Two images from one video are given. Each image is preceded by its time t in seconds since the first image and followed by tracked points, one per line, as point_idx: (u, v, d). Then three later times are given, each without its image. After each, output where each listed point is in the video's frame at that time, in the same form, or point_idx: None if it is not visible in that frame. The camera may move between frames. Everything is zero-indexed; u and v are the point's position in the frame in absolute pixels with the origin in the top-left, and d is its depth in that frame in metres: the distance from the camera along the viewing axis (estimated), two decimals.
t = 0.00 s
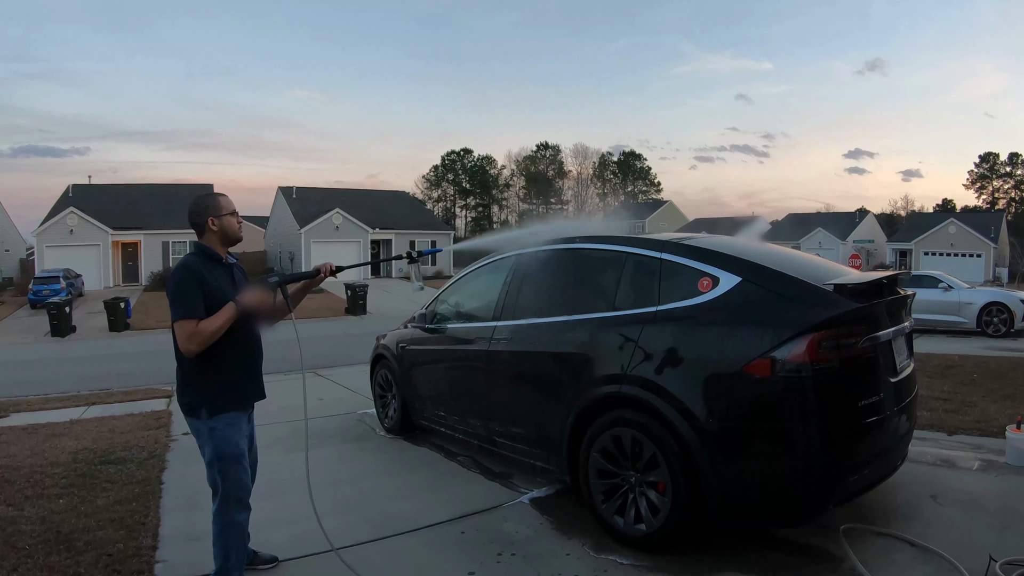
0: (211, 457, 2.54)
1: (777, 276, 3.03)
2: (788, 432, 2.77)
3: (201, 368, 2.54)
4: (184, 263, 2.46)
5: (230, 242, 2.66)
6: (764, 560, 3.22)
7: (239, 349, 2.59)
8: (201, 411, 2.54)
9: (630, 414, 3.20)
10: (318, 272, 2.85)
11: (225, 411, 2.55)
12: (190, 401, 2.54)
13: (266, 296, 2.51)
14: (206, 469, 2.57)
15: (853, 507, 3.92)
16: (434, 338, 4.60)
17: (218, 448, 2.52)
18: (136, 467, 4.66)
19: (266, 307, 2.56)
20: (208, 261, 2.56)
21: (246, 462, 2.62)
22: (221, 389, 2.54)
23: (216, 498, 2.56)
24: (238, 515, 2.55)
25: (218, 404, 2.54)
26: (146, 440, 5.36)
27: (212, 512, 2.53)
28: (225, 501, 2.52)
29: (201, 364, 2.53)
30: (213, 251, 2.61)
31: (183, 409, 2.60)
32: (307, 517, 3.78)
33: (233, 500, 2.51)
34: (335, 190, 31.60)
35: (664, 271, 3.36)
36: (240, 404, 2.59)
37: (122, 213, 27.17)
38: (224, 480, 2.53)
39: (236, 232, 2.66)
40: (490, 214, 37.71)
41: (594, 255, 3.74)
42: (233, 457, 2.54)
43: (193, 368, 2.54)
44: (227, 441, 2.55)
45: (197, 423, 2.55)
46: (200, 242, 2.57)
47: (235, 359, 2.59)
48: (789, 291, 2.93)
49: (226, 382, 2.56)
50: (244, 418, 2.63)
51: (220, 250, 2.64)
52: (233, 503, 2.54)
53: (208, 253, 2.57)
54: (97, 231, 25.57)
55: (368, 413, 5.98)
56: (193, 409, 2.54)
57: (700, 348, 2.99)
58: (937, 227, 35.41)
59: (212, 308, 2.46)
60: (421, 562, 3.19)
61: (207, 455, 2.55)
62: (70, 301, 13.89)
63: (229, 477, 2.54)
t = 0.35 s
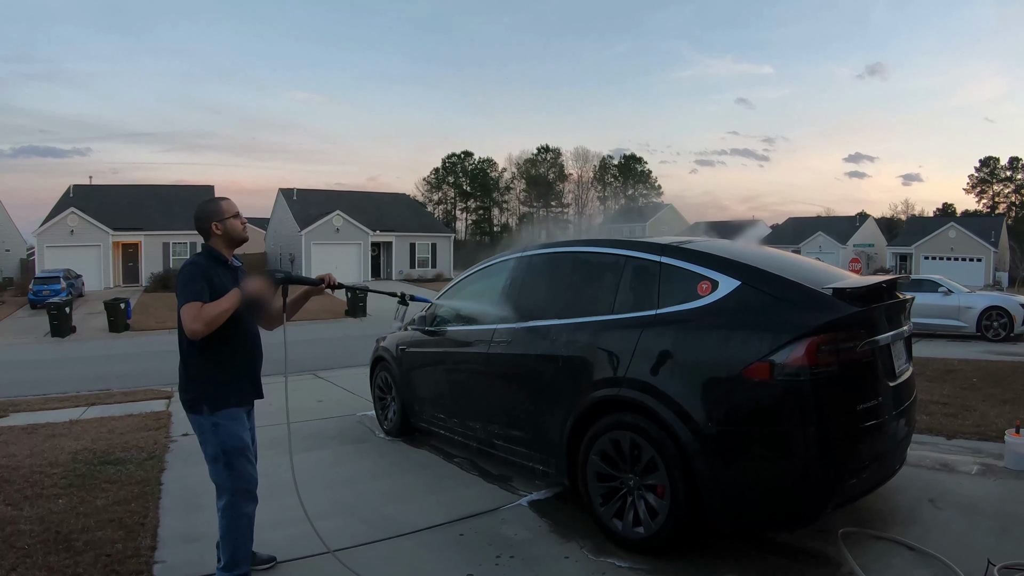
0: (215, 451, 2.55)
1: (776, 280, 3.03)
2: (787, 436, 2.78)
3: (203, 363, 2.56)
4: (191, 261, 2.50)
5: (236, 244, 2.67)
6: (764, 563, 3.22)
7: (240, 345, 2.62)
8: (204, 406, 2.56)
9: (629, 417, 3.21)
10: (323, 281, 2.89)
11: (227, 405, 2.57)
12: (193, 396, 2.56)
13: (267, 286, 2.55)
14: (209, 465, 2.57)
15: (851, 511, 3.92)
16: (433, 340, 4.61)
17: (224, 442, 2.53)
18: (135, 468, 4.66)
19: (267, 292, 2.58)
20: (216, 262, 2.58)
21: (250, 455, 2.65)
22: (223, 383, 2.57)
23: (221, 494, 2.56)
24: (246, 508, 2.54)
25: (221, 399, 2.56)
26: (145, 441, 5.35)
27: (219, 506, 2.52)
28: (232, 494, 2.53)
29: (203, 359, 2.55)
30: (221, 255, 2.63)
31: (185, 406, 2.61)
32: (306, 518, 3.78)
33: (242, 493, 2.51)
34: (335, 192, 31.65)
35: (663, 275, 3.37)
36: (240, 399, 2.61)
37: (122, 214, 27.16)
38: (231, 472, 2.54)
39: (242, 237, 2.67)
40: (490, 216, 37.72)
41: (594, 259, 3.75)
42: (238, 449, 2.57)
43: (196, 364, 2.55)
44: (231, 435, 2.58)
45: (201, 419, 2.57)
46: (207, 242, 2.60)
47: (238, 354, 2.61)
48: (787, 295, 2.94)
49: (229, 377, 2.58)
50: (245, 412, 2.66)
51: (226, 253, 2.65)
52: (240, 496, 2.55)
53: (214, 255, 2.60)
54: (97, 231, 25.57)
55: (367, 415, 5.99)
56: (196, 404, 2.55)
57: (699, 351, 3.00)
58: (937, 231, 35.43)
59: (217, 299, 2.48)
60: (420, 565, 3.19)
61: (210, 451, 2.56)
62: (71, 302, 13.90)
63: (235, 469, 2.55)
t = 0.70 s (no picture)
0: (232, 449, 2.61)
1: (771, 282, 3.04)
2: (781, 439, 2.78)
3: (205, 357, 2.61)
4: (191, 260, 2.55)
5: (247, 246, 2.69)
6: (758, 565, 3.22)
7: (241, 342, 2.64)
8: (207, 401, 2.61)
9: (623, 419, 3.21)
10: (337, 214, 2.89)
11: (224, 401, 2.61)
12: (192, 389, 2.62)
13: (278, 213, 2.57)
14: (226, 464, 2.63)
15: (846, 513, 3.93)
16: (429, 341, 4.60)
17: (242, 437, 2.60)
18: (129, 468, 4.65)
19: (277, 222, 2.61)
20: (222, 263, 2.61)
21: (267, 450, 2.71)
22: (221, 379, 2.61)
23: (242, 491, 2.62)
24: (269, 500, 2.62)
25: (221, 392, 2.61)
26: (140, 442, 5.34)
27: (241, 501, 2.59)
28: (255, 488, 2.60)
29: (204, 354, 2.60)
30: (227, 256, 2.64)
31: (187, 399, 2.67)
32: (299, 520, 3.78)
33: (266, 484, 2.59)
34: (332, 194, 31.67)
35: (658, 277, 3.37)
36: (244, 393, 2.67)
37: (118, 215, 27.08)
38: (252, 466, 2.62)
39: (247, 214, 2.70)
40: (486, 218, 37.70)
41: (589, 261, 3.75)
42: (255, 444, 2.64)
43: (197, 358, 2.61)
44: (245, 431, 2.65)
45: (209, 416, 2.61)
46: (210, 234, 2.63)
47: (238, 348, 2.64)
48: (782, 297, 2.94)
49: (226, 374, 2.62)
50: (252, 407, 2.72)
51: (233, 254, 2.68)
52: (263, 489, 2.62)
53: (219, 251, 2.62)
54: (93, 231, 25.48)
55: (363, 416, 5.98)
56: (193, 398, 2.61)
57: (693, 353, 3.00)
58: (933, 234, 35.52)
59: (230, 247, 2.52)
60: (413, 566, 3.19)
61: (225, 449, 2.62)
62: (66, 302, 13.84)
63: (255, 463, 2.63)
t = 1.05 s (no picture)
0: (263, 461, 2.59)
1: (765, 282, 3.05)
2: (775, 439, 2.78)
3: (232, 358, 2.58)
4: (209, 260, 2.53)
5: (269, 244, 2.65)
6: (751, 566, 3.23)
7: (268, 341, 2.61)
8: (236, 404, 2.59)
9: (617, 421, 3.21)
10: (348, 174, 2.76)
11: (252, 398, 2.59)
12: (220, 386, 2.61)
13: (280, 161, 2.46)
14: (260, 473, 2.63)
15: (840, 513, 3.94)
16: (423, 342, 4.59)
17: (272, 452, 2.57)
18: (123, 469, 4.63)
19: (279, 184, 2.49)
20: (246, 264, 2.59)
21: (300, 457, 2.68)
22: (249, 376, 2.59)
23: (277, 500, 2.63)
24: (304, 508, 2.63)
25: (249, 391, 2.59)
26: (134, 442, 5.32)
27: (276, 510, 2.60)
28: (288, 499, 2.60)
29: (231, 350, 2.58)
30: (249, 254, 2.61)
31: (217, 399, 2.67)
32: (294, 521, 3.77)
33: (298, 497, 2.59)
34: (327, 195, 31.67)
35: (652, 277, 3.37)
36: (273, 394, 2.64)
37: (113, 215, 26.98)
38: (282, 480, 2.60)
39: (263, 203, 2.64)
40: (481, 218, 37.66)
41: (583, 261, 3.75)
42: (286, 456, 2.60)
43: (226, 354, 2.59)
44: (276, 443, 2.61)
45: (240, 425, 2.60)
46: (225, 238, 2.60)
47: (264, 344, 2.60)
48: (776, 298, 2.95)
49: (254, 369, 2.59)
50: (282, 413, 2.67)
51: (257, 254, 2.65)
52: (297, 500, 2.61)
53: (240, 252, 2.60)
54: (86, 231, 25.38)
55: (357, 417, 5.97)
56: (222, 396, 2.59)
57: (687, 354, 3.01)
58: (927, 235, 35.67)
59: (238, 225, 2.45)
60: (408, 567, 3.18)
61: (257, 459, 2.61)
62: (59, 303, 13.78)
63: (285, 477, 2.60)
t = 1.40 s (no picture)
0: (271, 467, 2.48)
1: (759, 283, 3.05)
2: (770, 440, 2.78)
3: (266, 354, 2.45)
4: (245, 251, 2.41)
5: (313, 236, 2.53)
6: (746, 566, 3.23)
7: (303, 339, 2.46)
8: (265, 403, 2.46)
9: (612, 421, 3.20)
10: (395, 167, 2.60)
11: (284, 397, 2.45)
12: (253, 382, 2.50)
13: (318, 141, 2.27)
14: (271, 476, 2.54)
15: (835, 514, 3.94)
16: (417, 342, 4.58)
17: (277, 463, 2.45)
18: (117, 471, 4.61)
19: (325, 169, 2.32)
20: (285, 254, 2.47)
21: (312, 474, 2.52)
22: (281, 372, 2.45)
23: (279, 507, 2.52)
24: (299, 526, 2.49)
25: (282, 389, 2.45)
26: (128, 444, 5.29)
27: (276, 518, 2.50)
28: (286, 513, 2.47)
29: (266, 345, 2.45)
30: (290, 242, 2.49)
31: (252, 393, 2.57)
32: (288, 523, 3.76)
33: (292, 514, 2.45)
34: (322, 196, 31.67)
35: (646, 278, 3.38)
36: (304, 398, 2.48)
37: (107, 215, 26.91)
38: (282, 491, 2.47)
39: (308, 192, 2.51)
40: (476, 219, 37.66)
41: (577, 262, 3.75)
42: (293, 471, 2.46)
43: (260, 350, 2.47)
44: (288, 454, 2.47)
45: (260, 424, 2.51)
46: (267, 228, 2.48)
47: (300, 342, 2.46)
48: (770, 299, 2.95)
49: (288, 365, 2.45)
50: (306, 426, 2.50)
51: (299, 245, 2.54)
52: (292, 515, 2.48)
53: (281, 242, 2.49)
54: (80, 232, 25.30)
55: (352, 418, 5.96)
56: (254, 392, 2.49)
57: (682, 354, 3.01)
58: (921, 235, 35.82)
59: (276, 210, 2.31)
60: (401, 568, 3.17)
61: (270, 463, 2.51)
62: (52, 304, 13.74)
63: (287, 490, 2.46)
